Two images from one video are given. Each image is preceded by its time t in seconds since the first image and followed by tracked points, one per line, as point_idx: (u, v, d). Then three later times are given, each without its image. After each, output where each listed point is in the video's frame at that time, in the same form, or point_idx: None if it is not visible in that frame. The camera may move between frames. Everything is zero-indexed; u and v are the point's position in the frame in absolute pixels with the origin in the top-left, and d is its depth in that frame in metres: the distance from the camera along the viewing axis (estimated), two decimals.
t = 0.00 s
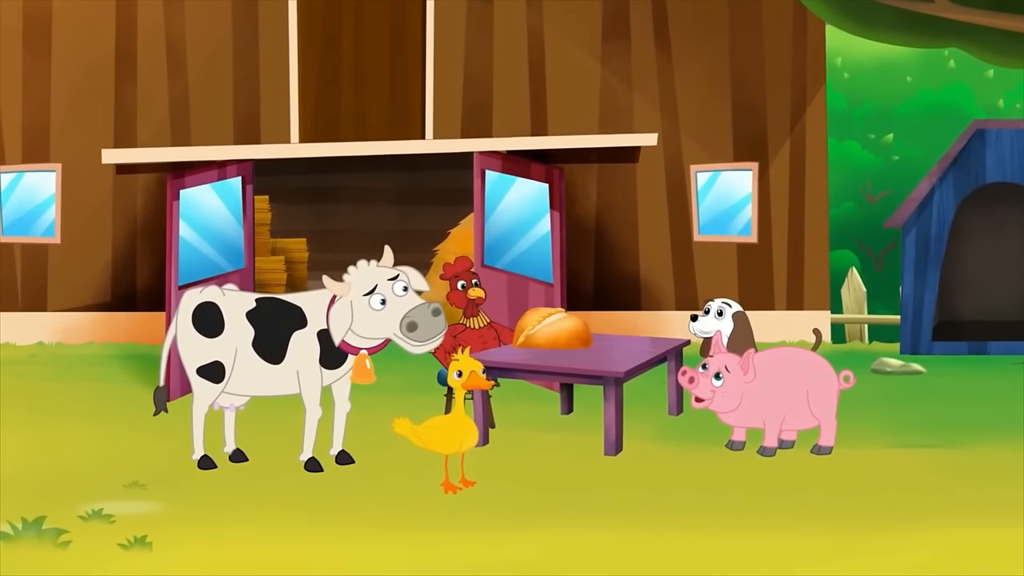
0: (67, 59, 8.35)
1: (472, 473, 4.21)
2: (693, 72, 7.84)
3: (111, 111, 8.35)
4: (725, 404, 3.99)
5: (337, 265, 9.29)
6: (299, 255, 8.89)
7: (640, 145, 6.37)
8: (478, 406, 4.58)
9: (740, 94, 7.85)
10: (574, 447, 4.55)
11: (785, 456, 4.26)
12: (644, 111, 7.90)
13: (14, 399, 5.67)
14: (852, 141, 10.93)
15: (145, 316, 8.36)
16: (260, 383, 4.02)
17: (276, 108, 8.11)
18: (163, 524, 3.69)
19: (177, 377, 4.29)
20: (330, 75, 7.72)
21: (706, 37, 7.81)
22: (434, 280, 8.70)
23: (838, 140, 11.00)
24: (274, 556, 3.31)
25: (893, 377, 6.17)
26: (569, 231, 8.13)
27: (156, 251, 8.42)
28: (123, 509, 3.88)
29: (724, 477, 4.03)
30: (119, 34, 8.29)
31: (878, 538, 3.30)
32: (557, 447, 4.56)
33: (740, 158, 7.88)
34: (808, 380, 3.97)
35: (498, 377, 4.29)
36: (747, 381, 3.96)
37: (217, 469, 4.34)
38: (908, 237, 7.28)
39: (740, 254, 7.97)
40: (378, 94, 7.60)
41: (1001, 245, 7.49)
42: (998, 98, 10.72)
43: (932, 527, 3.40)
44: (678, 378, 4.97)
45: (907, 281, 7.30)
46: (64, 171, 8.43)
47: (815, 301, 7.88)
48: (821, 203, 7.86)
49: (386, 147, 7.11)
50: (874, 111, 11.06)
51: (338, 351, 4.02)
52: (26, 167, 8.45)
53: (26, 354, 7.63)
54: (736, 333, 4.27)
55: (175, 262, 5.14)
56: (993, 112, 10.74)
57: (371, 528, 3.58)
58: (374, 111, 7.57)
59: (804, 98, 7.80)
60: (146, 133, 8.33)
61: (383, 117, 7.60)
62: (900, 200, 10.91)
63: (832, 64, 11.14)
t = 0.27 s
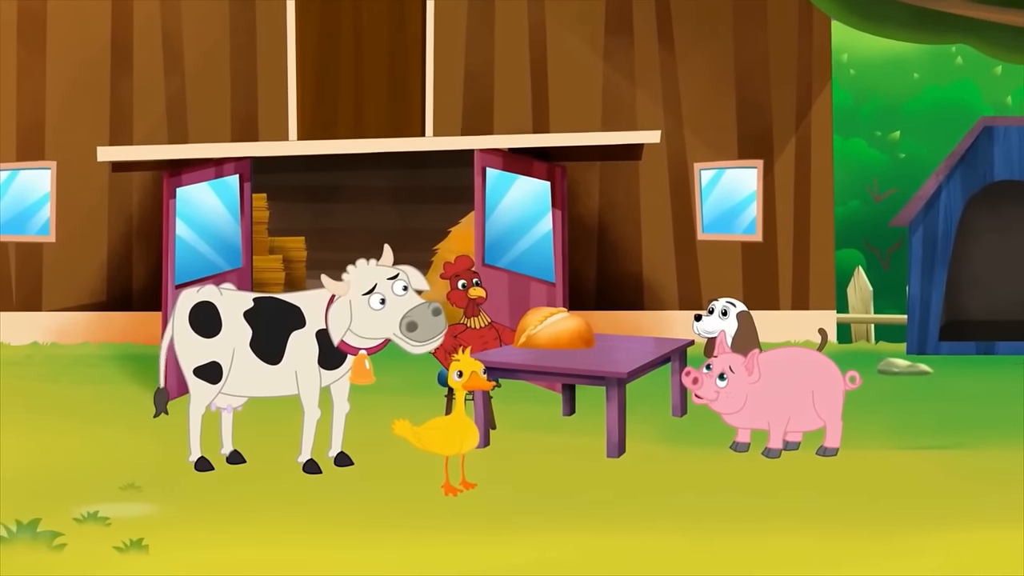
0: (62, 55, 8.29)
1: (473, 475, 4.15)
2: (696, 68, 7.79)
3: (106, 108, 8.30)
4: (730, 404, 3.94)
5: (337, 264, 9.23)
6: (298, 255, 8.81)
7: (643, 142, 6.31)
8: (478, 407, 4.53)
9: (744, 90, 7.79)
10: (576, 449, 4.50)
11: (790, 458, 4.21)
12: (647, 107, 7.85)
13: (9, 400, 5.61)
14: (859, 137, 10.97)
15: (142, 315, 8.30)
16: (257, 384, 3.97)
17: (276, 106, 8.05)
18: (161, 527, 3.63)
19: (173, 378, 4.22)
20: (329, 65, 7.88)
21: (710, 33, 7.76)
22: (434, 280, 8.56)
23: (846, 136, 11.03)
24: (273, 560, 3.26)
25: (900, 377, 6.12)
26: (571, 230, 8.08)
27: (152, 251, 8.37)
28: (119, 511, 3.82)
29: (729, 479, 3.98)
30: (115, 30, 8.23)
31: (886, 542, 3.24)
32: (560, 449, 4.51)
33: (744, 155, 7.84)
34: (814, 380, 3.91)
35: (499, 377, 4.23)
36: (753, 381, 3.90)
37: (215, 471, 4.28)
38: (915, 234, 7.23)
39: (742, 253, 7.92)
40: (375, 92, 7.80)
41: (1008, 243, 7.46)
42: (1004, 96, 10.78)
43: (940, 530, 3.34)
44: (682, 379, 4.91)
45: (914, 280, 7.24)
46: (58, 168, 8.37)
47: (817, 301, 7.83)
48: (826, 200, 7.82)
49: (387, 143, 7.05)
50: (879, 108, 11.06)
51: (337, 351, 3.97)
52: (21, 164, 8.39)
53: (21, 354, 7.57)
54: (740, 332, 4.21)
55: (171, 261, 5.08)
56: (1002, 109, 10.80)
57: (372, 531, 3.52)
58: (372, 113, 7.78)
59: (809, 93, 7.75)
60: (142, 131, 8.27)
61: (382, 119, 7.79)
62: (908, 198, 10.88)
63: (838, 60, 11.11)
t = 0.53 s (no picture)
0: (60, 54, 8.26)
1: (473, 475, 4.13)
2: (699, 66, 7.76)
3: (104, 106, 8.28)
4: (732, 405, 3.91)
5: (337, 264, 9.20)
6: (297, 254, 8.78)
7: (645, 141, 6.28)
8: (479, 408, 4.50)
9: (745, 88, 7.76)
10: (577, 449, 4.47)
11: (792, 459, 4.18)
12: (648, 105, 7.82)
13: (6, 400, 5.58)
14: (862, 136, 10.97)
15: (140, 315, 8.27)
16: (256, 384, 3.94)
17: (276, 104, 8.03)
18: (158, 528, 3.60)
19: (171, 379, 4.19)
20: (329, 61, 7.97)
21: (712, 30, 7.74)
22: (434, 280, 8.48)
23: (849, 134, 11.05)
24: (271, 561, 3.23)
25: (903, 378, 6.09)
26: (573, 228, 8.05)
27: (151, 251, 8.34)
28: (117, 512, 3.79)
29: (731, 480, 3.95)
30: (114, 28, 8.21)
31: (890, 543, 3.21)
32: (560, 450, 4.48)
33: (746, 154, 7.81)
34: (816, 381, 3.88)
35: (500, 377, 4.20)
36: (755, 381, 3.87)
37: (213, 472, 4.25)
38: (919, 233, 7.19)
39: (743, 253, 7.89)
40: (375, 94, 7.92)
41: (1012, 243, 7.42)
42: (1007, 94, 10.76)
43: (945, 531, 3.31)
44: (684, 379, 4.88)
45: (919, 279, 7.21)
46: (56, 167, 8.35)
47: (820, 301, 7.80)
48: (829, 199, 7.79)
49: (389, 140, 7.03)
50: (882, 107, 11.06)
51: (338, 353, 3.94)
52: (19, 163, 8.36)
53: (19, 354, 7.54)
54: (743, 332, 4.19)
55: (169, 261, 5.06)
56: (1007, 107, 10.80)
57: (371, 532, 3.50)
58: (373, 115, 7.92)
59: (812, 91, 7.72)
60: (140, 130, 8.25)
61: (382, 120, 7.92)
62: (911, 197, 10.84)
63: (841, 58, 11.14)
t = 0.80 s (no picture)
0: (59, 54, 8.25)
1: (473, 475, 4.12)
2: (699, 66, 7.76)
3: (104, 105, 8.27)
4: (732, 405, 3.90)
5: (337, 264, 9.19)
6: (297, 255, 8.78)
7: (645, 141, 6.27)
8: (479, 408, 4.49)
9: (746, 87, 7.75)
10: (578, 449, 4.46)
11: (793, 459, 4.17)
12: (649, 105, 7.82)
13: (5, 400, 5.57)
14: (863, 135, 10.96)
15: (140, 315, 8.26)
16: (256, 384, 3.93)
17: (275, 104, 8.02)
18: (157, 528, 3.59)
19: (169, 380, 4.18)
20: (328, 61, 7.92)
21: (712, 30, 7.73)
22: (434, 280, 8.47)
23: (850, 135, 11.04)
24: (270, 561, 3.22)
25: (903, 378, 6.08)
26: (573, 228, 8.04)
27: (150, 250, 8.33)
28: (116, 513, 3.78)
29: (732, 480, 3.94)
30: (113, 28, 8.20)
31: (891, 544, 3.20)
32: (560, 450, 4.47)
33: (747, 153, 7.80)
34: (817, 381, 3.87)
35: (500, 377, 4.19)
36: (755, 382, 3.86)
37: (212, 472, 4.24)
38: (920, 233, 7.18)
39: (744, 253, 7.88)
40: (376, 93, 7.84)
41: (1014, 243, 7.41)
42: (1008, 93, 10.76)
43: (946, 532, 3.30)
44: (684, 380, 4.87)
45: (920, 279, 7.19)
46: (56, 167, 8.34)
47: (820, 301, 7.79)
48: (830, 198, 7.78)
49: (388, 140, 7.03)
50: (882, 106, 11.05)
51: (337, 351, 3.93)
52: (18, 163, 8.35)
53: (19, 354, 7.53)
54: (743, 332, 4.18)
55: (169, 261, 5.05)
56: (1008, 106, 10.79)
57: (370, 532, 3.49)
58: (373, 115, 7.84)
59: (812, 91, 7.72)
60: (140, 129, 8.24)
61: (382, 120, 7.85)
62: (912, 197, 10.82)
63: (842, 58, 11.14)
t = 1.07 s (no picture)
0: (59, 54, 8.25)
1: (473, 475, 4.11)
2: (699, 66, 7.76)
3: (104, 105, 8.27)
4: (732, 405, 3.90)
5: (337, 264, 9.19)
6: (297, 255, 8.78)
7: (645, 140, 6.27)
8: (479, 408, 4.49)
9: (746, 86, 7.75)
10: (578, 449, 4.46)
11: (793, 459, 4.17)
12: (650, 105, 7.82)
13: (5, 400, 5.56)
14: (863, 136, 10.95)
15: (140, 315, 8.26)
16: (256, 384, 3.93)
17: (275, 104, 8.03)
18: (156, 528, 3.59)
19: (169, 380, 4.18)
20: (328, 61, 7.91)
21: (712, 30, 7.73)
22: (434, 280, 8.47)
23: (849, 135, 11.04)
24: (270, 561, 3.22)
25: (903, 378, 6.08)
26: (573, 228, 8.04)
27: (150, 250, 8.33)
28: (116, 513, 3.78)
29: (732, 480, 3.94)
30: (113, 28, 8.20)
31: (890, 544, 3.20)
32: (560, 450, 4.47)
33: (747, 153, 7.80)
34: (817, 381, 3.87)
35: (500, 377, 4.19)
36: (755, 381, 3.86)
37: (212, 472, 4.24)
38: (920, 233, 7.17)
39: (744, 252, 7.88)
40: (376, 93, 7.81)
41: (1014, 243, 7.41)
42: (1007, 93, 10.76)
43: (946, 532, 3.30)
44: (684, 380, 4.87)
45: (920, 279, 7.19)
46: (56, 167, 8.34)
47: (820, 301, 7.79)
48: (830, 198, 7.78)
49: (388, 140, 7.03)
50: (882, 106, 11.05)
51: (337, 351, 3.93)
52: (18, 162, 8.36)
53: (19, 354, 7.52)
54: (743, 332, 4.19)
55: (169, 261, 5.05)
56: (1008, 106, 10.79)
57: (370, 532, 3.49)
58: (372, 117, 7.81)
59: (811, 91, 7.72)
60: (141, 129, 8.23)
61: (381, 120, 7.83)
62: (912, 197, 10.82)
63: (842, 58, 11.14)
